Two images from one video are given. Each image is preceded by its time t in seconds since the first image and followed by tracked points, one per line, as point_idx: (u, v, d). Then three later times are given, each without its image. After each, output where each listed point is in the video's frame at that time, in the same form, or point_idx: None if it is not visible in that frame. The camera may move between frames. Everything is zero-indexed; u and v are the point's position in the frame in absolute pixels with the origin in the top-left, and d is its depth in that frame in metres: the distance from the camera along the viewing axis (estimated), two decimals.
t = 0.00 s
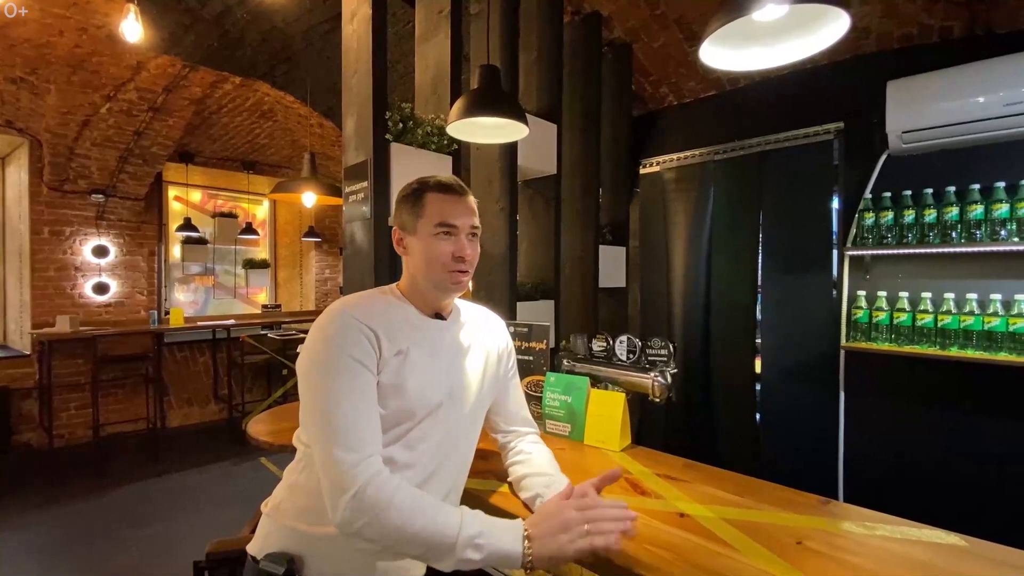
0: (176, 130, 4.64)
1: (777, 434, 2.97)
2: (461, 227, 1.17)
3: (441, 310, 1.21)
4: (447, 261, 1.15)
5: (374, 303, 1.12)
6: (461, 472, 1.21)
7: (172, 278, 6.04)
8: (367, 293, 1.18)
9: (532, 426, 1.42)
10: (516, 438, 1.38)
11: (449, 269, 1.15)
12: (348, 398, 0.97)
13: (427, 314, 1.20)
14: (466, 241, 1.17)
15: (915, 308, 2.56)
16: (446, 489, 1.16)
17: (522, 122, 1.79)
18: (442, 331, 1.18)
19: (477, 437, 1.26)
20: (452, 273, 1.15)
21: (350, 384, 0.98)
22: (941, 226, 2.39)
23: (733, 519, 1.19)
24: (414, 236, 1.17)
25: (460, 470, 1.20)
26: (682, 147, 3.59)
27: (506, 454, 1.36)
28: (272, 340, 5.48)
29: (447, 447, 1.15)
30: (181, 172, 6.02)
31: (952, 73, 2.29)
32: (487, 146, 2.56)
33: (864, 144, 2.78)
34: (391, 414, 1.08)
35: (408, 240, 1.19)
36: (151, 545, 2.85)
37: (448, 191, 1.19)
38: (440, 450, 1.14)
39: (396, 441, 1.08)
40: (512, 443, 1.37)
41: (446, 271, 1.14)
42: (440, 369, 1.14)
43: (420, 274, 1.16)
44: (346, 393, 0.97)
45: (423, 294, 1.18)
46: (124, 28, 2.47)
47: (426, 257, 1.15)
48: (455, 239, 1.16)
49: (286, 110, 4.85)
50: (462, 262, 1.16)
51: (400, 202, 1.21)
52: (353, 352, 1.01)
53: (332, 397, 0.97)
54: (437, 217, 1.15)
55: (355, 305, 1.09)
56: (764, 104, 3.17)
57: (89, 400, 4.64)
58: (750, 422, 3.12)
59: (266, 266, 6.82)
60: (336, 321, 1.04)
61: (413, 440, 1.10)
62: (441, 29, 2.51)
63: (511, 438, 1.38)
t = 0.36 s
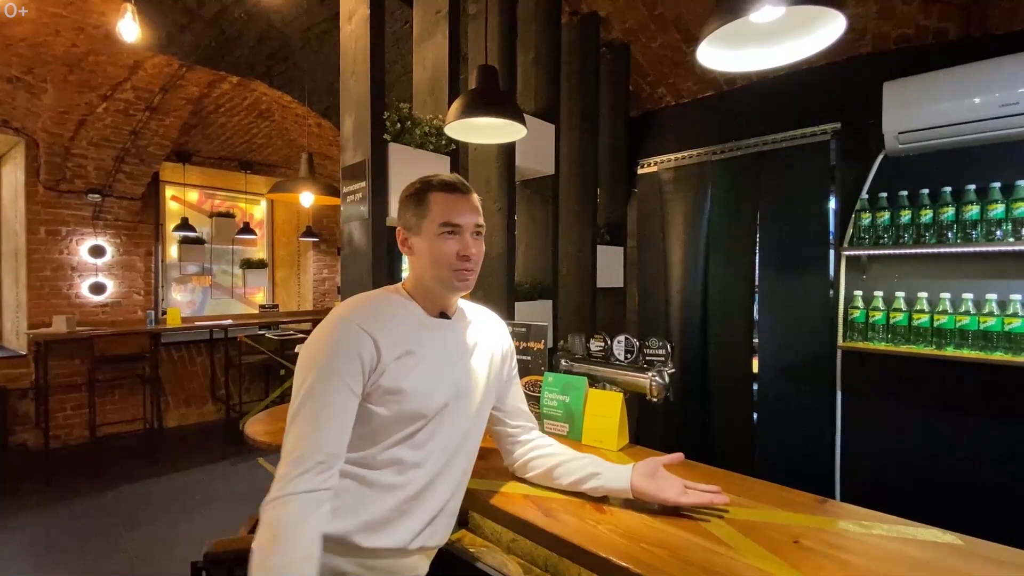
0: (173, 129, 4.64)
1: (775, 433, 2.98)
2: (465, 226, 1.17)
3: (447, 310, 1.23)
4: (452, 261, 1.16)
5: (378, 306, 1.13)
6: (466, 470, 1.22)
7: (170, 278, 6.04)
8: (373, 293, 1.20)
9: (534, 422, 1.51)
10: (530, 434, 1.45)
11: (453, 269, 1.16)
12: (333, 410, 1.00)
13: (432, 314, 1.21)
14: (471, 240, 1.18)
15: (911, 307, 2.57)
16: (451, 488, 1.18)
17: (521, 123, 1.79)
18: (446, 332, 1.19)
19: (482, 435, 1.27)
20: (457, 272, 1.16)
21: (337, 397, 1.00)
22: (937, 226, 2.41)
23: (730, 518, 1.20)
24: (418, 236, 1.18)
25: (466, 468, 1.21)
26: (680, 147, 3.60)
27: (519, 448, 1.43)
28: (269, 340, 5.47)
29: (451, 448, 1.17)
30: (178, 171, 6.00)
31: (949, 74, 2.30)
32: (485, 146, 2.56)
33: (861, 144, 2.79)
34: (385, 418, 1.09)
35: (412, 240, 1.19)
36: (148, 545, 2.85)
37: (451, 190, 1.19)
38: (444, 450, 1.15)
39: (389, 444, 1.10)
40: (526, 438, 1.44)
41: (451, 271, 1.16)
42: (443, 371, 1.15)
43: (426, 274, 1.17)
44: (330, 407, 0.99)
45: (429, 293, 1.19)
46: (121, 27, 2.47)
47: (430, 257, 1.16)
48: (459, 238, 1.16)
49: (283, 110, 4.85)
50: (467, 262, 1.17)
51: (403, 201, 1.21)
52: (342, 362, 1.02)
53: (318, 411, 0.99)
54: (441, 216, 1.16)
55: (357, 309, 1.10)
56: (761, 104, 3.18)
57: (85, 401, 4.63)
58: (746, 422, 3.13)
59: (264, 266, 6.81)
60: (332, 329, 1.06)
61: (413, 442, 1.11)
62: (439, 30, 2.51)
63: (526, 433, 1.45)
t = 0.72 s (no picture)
0: (172, 129, 4.62)
1: (775, 433, 2.98)
2: (480, 225, 1.17)
3: (454, 310, 1.22)
4: (463, 260, 1.15)
5: (380, 308, 1.12)
6: (469, 475, 1.20)
7: (168, 278, 6.02)
8: (382, 288, 1.19)
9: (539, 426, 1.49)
10: (535, 439, 1.43)
11: (464, 268, 1.15)
12: (331, 417, 1.00)
13: (438, 312, 1.20)
14: (484, 240, 1.17)
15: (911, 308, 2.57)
16: (453, 493, 1.17)
17: (522, 123, 1.78)
18: (454, 333, 1.18)
19: (485, 439, 1.26)
20: (468, 271, 1.15)
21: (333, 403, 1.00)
22: (937, 227, 2.41)
23: (733, 520, 1.19)
24: (432, 232, 1.17)
25: (468, 473, 1.20)
26: (680, 147, 3.60)
27: (525, 453, 1.41)
28: (268, 340, 5.46)
29: (453, 453, 1.15)
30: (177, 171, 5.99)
31: (949, 74, 2.30)
32: (485, 146, 2.56)
33: (861, 144, 2.79)
34: (384, 422, 1.09)
35: (425, 235, 1.19)
36: (147, 546, 2.84)
37: (469, 188, 1.19)
38: (445, 455, 1.14)
39: (388, 447, 1.10)
40: (532, 443, 1.42)
41: (461, 270, 1.15)
42: (446, 375, 1.13)
43: (436, 271, 1.16)
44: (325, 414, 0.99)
45: (436, 291, 1.18)
46: (119, 27, 2.45)
47: (441, 254, 1.16)
48: (473, 237, 1.16)
49: (282, 109, 4.84)
50: (478, 262, 1.16)
51: (421, 196, 1.21)
52: (339, 368, 1.01)
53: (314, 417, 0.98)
54: (457, 214, 1.16)
55: (358, 311, 1.09)
56: (761, 104, 3.18)
57: (83, 402, 4.61)
58: (747, 423, 3.12)
59: (263, 266, 6.80)
60: (332, 332, 1.05)
61: (413, 447, 1.10)
62: (439, 29, 2.50)
63: (531, 437, 1.43)
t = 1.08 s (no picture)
0: (169, 128, 4.62)
1: (774, 433, 2.98)
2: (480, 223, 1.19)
3: (454, 310, 1.22)
4: (463, 257, 1.16)
5: (381, 308, 1.11)
6: (466, 478, 1.21)
7: (165, 278, 6.00)
8: (382, 288, 1.20)
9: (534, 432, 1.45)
10: (513, 440, 1.41)
11: (464, 265, 1.16)
12: (351, 418, 0.97)
13: (438, 311, 1.21)
14: (484, 238, 1.19)
15: (910, 308, 2.57)
16: (451, 496, 1.16)
17: (521, 123, 1.78)
18: (455, 334, 1.18)
19: (483, 442, 1.25)
20: (468, 269, 1.16)
21: (342, 400, 0.97)
22: (936, 227, 2.40)
23: (731, 521, 1.19)
24: (432, 230, 1.19)
25: (464, 476, 1.20)
26: (678, 147, 3.60)
27: (503, 456, 1.40)
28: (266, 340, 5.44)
29: (452, 455, 1.15)
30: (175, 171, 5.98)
31: (947, 74, 2.30)
32: (484, 146, 2.56)
33: (859, 144, 2.79)
34: (389, 425, 1.07)
35: (425, 234, 1.20)
36: (145, 547, 2.83)
37: (469, 187, 1.21)
38: (446, 457, 1.14)
39: (395, 451, 1.08)
40: (510, 444, 1.40)
41: (462, 268, 1.16)
42: (448, 377, 1.13)
43: (436, 268, 1.18)
44: (335, 411, 0.96)
45: (436, 290, 1.19)
46: (117, 26, 2.44)
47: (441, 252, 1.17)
48: (473, 235, 1.17)
49: (280, 109, 4.83)
50: (479, 259, 1.17)
51: (421, 195, 1.23)
52: (349, 366, 0.99)
53: (322, 415, 0.95)
54: (456, 212, 1.18)
55: (359, 312, 1.08)
56: (760, 104, 3.18)
57: (81, 402, 4.59)
58: (745, 423, 3.12)
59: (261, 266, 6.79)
60: (336, 330, 1.03)
61: (416, 450, 1.09)
62: (438, 29, 2.50)
63: (509, 439, 1.41)
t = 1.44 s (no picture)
0: (167, 128, 4.61)
1: (773, 433, 2.98)
2: (492, 226, 1.13)
3: (463, 312, 1.19)
4: (475, 261, 1.12)
5: (391, 308, 1.08)
6: (473, 481, 1.20)
7: (163, 278, 5.99)
8: (390, 286, 1.16)
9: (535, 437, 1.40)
10: (513, 445, 1.36)
11: (475, 269, 1.12)
12: (369, 423, 0.95)
13: (447, 313, 1.17)
14: (497, 241, 1.14)
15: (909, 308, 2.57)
16: (459, 499, 1.16)
17: (521, 122, 1.77)
18: (464, 337, 1.16)
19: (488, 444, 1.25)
20: (479, 273, 1.12)
21: (359, 403, 0.95)
22: (935, 227, 2.40)
23: (732, 521, 1.18)
24: (443, 230, 1.14)
25: (470, 480, 1.19)
26: (677, 147, 3.59)
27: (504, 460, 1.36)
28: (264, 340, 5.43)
29: (461, 458, 1.14)
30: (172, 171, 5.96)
31: (945, 75, 2.30)
32: (484, 146, 2.55)
33: (859, 144, 2.79)
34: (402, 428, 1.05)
35: (436, 234, 1.16)
36: (143, 548, 2.82)
37: (482, 186, 1.15)
38: (454, 460, 1.13)
39: (408, 455, 1.06)
40: (510, 449, 1.36)
41: (472, 271, 1.12)
42: (459, 379, 1.12)
43: (447, 271, 1.14)
44: (352, 416, 0.94)
45: (446, 292, 1.16)
46: (114, 24, 2.43)
47: (452, 254, 1.13)
48: (485, 238, 1.12)
49: (279, 109, 4.82)
50: (490, 264, 1.13)
51: (432, 192, 1.17)
52: (364, 369, 0.96)
53: (340, 422, 0.93)
54: (469, 213, 1.12)
55: (370, 312, 1.04)
56: (759, 104, 3.18)
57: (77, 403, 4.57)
58: (744, 423, 3.12)
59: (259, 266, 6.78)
60: (347, 332, 1.00)
61: (426, 455, 1.08)
62: (437, 28, 2.49)
63: (509, 443, 1.37)
